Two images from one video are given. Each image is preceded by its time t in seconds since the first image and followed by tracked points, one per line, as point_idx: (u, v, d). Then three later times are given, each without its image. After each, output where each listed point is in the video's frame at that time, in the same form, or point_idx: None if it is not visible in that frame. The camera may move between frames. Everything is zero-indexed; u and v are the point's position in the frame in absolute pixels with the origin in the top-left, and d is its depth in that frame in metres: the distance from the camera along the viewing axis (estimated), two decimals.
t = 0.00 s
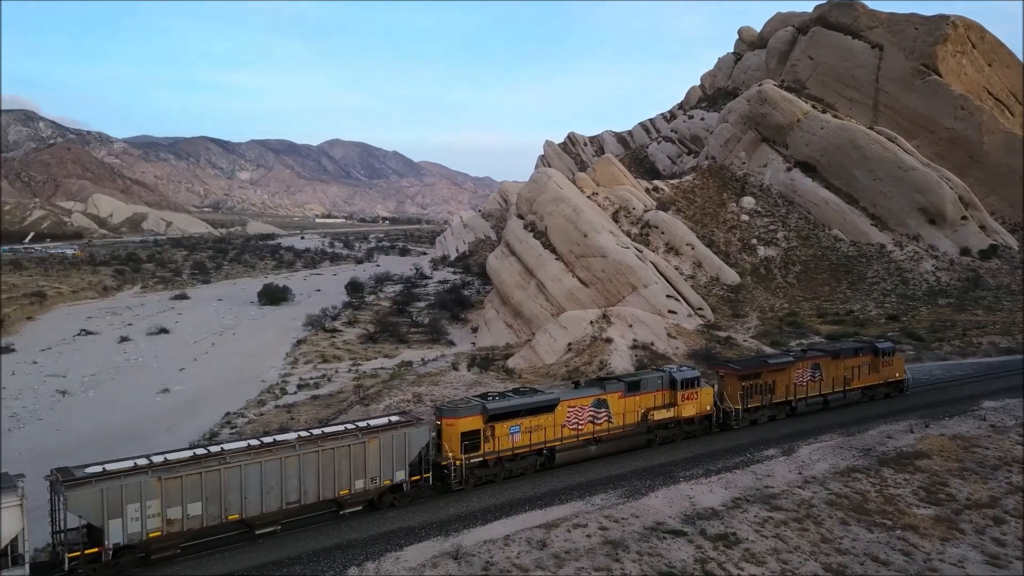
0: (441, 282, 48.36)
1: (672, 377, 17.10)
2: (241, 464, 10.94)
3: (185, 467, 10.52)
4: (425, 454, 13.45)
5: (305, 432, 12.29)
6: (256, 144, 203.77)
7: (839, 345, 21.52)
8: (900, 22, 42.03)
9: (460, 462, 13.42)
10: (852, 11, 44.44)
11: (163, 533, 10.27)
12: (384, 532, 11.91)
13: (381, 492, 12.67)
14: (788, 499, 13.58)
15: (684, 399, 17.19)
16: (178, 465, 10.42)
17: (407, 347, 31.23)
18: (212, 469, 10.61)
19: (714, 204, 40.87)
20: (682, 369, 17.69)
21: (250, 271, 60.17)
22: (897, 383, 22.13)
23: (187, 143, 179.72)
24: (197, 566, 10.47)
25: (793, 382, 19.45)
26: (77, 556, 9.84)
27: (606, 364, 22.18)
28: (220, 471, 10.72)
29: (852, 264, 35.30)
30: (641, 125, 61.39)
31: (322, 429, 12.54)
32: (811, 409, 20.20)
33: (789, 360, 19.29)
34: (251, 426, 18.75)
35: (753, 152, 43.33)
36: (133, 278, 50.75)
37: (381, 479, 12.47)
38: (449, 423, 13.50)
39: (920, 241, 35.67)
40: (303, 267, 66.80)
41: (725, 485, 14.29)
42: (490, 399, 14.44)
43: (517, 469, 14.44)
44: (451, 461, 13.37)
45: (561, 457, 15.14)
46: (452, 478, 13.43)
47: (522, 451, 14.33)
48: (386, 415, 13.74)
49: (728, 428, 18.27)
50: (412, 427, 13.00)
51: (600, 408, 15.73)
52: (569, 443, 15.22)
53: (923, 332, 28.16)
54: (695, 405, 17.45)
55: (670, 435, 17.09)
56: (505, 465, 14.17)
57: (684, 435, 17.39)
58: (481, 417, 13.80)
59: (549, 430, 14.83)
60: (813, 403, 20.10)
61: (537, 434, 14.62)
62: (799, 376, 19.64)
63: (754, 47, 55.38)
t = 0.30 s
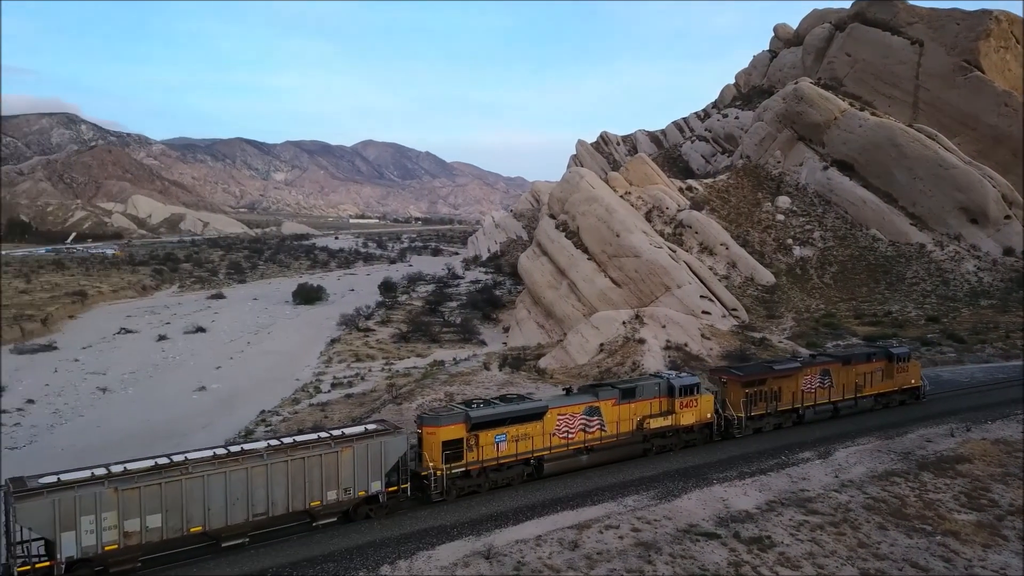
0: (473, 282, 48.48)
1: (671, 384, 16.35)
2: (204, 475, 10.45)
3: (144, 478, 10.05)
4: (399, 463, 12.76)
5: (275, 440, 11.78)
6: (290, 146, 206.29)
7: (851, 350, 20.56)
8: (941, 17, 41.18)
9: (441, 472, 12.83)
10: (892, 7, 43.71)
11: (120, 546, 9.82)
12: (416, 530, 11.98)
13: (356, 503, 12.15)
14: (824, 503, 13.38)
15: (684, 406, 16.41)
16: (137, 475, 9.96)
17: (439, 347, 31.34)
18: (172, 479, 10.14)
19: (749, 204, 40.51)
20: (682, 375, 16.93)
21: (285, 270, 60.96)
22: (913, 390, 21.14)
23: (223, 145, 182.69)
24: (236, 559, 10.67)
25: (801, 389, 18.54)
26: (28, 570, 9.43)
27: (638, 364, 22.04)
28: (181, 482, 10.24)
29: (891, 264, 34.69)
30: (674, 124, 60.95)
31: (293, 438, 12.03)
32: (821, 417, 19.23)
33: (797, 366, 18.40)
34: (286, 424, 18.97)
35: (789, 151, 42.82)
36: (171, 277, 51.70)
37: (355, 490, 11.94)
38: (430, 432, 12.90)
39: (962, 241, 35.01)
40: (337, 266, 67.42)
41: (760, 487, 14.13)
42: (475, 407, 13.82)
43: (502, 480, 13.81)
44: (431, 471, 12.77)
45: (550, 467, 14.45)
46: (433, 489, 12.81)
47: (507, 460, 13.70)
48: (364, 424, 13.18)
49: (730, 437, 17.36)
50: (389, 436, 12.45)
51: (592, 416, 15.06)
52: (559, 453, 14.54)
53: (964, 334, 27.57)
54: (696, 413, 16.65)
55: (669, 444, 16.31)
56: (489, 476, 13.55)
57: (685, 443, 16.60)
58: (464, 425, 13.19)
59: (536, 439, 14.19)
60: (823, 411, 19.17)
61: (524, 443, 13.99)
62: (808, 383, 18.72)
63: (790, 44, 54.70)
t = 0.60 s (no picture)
0: (505, 282, 48.51)
1: (666, 391, 15.64)
2: (163, 486, 10.00)
3: (99, 489, 9.64)
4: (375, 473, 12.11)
5: (242, 449, 11.25)
6: (324, 147, 208.51)
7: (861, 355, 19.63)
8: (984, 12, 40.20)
9: (419, 483, 12.33)
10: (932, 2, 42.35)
11: (72, 559, 9.45)
12: (447, 530, 12.00)
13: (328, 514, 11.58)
14: (862, 507, 13.16)
15: (680, 414, 15.69)
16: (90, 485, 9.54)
17: (470, 347, 31.39)
18: (128, 490, 9.68)
19: (785, 203, 40.07)
20: (679, 382, 16.23)
21: (319, 270, 61.67)
22: (928, 398, 20.17)
23: (259, 147, 185.32)
24: (269, 556, 10.77)
25: (806, 396, 17.70)
26: None
27: (672, 366, 21.87)
28: (138, 495, 9.80)
29: (931, 264, 34.02)
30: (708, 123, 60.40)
31: (262, 445, 11.49)
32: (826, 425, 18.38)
33: (803, 372, 17.56)
34: (320, 422, 19.17)
35: (826, 150, 42.22)
36: (208, 277, 52.59)
37: (325, 502, 11.34)
38: (408, 440, 12.37)
39: (1005, 240, 33.57)
40: (370, 266, 67.94)
41: (795, 491, 13.93)
42: (455, 414, 13.27)
43: (485, 491, 13.26)
44: (408, 482, 12.29)
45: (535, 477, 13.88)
46: (411, 499, 12.36)
47: (489, 471, 13.13)
48: (339, 431, 12.60)
49: (730, 446, 16.64)
50: (362, 446, 11.85)
51: (580, 424, 14.47)
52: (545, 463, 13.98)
53: (1007, 336, 26.92)
54: (692, 422, 15.92)
55: (663, 454, 15.61)
56: (470, 486, 13.01)
57: (680, 453, 15.89)
58: (444, 434, 12.61)
59: (521, 448, 13.61)
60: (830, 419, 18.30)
61: (507, 453, 13.42)
62: (814, 390, 17.87)
63: (827, 41, 53.88)
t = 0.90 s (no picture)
0: (536, 282, 48.45)
1: (658, 398, 15.02)
2: (117, 496, 9.70)
3: (50, 499, 9.38)
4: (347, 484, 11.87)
5: (205, 459, 10.94)
6: (357, 148, 210.34)
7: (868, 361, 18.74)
8: None
9: (392, 493, 11.88)
10: None
11: (21, 571, 9.14)
12: (477, 530, 12.01)
13: (294, 526, 11.21)
14: (900, 512, 12.92)
15: (672, 422, 15.00)
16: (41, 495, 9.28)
17: (502, 347, 31.43)
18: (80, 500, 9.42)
19: (821, 203, 39.64)
20: (673, 388, 15.61)
21: (353, 270, 62.24)
22: (941, 406, 19.20)
23: (294, 149, 187.55)
24: (304, 552, 10.93)
25: (809, 403, 16.90)
26: None
27: (706, 367, 21.67)
28: (90, 505, 9.52)
29: (973, 265, 33.16)
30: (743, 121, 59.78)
31: (226, 456, 11.18)
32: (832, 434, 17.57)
33: (805, 378, 16.77)
34: (354, 421, 19.35)
35: (864, 148, 41.53)
36: (244, 277, 53.37)
37: (290, 513, 10.97)
38: (381, 450, 11.93)
39: None
40: (403, 266, 68.31)
41: (832, 495, 13.72)
42: (432, 422, 12.81)
43: (463, 501, 12.77)
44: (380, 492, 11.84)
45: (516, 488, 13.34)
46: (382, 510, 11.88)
47: (467, 481, 12.66)
48: (309, 441, 12.28)
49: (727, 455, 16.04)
50: (329, 455, 11.50)
51: (566, 432, 13.92)
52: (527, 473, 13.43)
53: None
54: (685, 430, 15.22)
55: (654, 464, 14.95)
56: (448, 497, 12.53)
57: (673, 462, 15.21)
58: (418, 443, 12.17)
59: (502, 457, 13.12)
60: (834, 427, 17.49)
61: (487, 462, 12.93)
62: (818, 397, 17.06)
63: (866, 37, 53.05)
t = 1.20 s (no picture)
0: (568, 282, 48.35)
1: (646, 405, 14.34)
2: (68, 506, 9.35)
3: None
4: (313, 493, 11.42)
5: (164, 466, 10.57)
6: (390, 148, 211.82)
7: (874, 367, 17.84)
8: None
9: (361, 504, 11.41)
10: None
11: None
12: (509, 530, 12.02)
13: (257, 538, 10.84)
14: (940, 517, 12.66)
15: (661, 430, 14.27)
16: None
17: (534, 346, 31.43)
18: (29, 511, 9.05)
19: (860, 202, 39.22)
20: (664, 395, 14.90)
21: (386, 270, 62.71)
22: (952, 414, 18.18)
23: (328, 149, 189.60)
24: (339, 550, 11.10)
25: (809, 411, 16.09)
26: None
27: (741, 368, 21.42)
28: (40, 516, 9.16)
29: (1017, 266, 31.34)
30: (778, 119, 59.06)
31: (187, 463, 10.80)
32: (835, 443, 16.76)
33: (804, 385, 15.99)
34: (387, 419, 19.50)
35: (903, 146, 40.75)
36: (279, 276, 54.06)
37: (253, 523, 10.62)
38: (351, 458, 11.52)
39: None
40: (435, 266, 68.64)
41: (869, 499, 13.49)
42: (406, 430, 12.37)
43: (438, 512, 12.28)
44: (349, 502, 11.39)
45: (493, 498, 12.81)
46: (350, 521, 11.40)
47: (442, 491, 12.19)
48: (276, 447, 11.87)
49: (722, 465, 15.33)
50: (295, 463, 11.10)
51: (548, 440, 13.39)
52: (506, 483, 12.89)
53: None
54: (675, 439, 14.51)
55: (641, 474, 14.28)
56: (421, 507, 12.06)
57: (663, 473, 14.53)
58: (390, 452, 11.72)
59: (480, 466, 12.63)
60: (837, 436, 16.63)
61: (463, 471, 12.43)
62: (818, 405, 16.24)
63: (906, 33, 52.09)
